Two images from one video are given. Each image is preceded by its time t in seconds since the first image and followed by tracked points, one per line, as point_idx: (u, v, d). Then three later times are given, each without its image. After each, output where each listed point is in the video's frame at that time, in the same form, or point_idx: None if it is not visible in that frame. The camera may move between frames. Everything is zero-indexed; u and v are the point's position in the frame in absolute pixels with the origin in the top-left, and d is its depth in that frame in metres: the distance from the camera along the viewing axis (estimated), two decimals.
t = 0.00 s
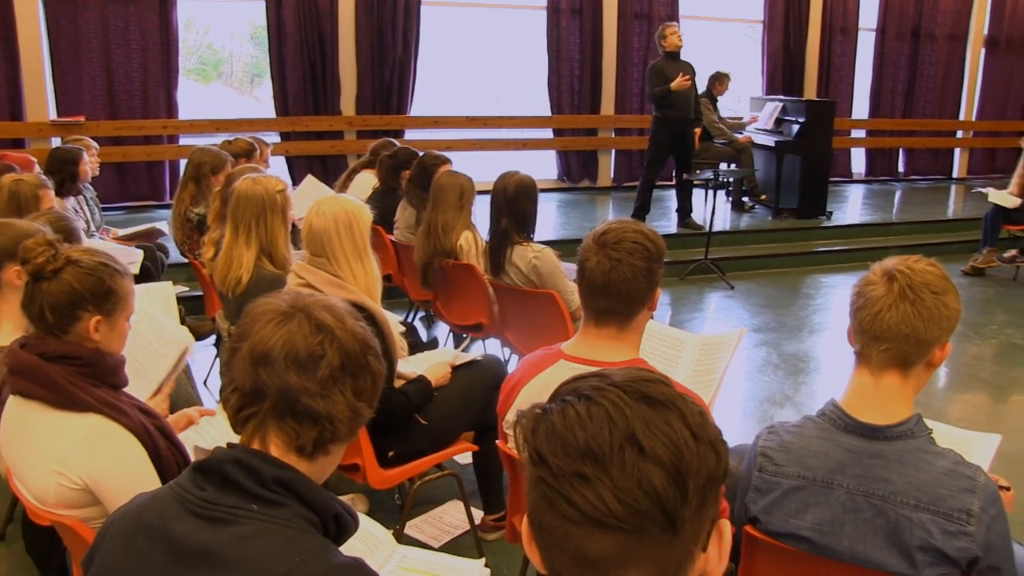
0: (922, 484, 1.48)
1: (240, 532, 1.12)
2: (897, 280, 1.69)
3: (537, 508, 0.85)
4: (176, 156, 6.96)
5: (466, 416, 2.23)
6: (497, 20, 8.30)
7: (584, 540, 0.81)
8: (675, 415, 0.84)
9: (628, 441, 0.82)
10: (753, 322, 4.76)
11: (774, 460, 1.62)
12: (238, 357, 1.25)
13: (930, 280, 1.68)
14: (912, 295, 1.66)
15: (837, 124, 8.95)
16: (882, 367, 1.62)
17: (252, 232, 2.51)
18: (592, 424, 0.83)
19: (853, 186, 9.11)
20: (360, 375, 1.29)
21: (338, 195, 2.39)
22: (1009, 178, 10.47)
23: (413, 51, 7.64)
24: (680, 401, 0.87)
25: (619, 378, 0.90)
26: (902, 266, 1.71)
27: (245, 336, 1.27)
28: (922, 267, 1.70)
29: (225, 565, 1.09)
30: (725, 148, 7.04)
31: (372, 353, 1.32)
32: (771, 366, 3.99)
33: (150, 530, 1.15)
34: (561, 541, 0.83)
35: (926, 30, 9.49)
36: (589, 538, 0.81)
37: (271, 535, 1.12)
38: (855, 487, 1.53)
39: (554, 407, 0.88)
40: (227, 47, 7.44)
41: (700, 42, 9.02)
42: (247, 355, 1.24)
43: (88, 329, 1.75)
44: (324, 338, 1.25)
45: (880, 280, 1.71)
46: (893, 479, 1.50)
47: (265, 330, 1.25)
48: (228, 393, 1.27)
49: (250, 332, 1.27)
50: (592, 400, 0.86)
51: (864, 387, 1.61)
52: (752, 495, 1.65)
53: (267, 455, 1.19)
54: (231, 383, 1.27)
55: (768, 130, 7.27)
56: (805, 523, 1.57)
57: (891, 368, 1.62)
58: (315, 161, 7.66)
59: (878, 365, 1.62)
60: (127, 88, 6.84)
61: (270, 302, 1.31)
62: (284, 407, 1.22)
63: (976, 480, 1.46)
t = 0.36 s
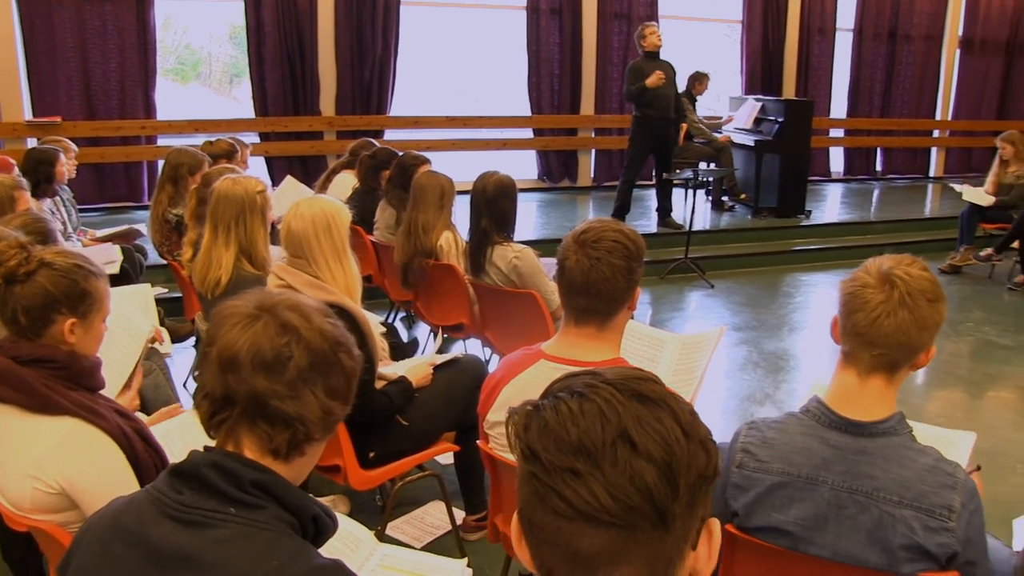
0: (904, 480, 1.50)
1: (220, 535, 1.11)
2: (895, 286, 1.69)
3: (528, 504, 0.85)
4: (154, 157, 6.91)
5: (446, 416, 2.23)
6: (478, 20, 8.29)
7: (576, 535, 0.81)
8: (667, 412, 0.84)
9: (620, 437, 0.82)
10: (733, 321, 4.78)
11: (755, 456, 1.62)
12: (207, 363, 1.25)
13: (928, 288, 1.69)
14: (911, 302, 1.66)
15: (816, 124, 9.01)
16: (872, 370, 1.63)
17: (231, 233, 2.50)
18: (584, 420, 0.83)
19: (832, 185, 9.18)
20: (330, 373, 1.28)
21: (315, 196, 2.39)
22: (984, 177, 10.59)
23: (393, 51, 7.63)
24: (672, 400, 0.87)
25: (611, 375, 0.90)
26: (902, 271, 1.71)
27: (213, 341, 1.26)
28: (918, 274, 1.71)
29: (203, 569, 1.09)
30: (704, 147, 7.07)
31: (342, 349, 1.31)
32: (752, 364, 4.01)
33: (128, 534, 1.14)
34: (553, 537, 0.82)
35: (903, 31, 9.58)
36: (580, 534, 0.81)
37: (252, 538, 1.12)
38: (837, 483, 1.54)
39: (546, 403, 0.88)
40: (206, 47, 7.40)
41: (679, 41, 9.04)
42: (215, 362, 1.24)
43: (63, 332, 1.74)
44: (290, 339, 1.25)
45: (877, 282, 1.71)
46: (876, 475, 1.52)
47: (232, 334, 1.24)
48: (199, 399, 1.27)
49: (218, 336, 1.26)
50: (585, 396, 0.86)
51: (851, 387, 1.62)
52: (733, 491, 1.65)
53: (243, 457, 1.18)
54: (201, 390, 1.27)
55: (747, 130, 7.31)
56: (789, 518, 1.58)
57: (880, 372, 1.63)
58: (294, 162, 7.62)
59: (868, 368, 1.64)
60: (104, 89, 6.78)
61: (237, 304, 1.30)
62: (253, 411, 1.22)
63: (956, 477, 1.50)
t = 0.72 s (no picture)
0: (877, 474, 1.52)
1: (198, 537, 1.10)
2: (862, 283, 1.71)
3: (527, 517, 0.82)
4: (129, 157, 6.84)
5: (425, 416, 2.23)
6: (455, 20, 8.29)
7: (581, 551, 0.79)
8: (668, 422, 0.83)
9: (627, 451, 0.80)
10: (711, 320, 4.80)
11: (733, 455, 1.63)
12: (179, 369, 1.25)
13: (894, 283, 1.71)
14: (879, 298, 1.68)
15: (792, 123, 9.07)
16: (842, 367, 1.65)
17: (208, 234, 2.48)
18: (592, 434, 0.80)
19: (808, 184, 9.25)
20: (303, 372, 1.27)
21: (293, 198, 2.38)
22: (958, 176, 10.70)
23: (370, 51, 7.61)
24: (668, 405, 0.86)
25: (605, 380, 0.87)
26: (869, 267, 1.72)
27: (183, 346, 1.27)
28: (884, 268, 1.73)
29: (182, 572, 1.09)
30: (682, 146, 7.05)
31: (313, 346, 1.30)
32: (730, 363, 4.03)
33: (107, 538, 1.13)
34: (556, 553, 0.80)
35: (877, 31, 9.67)
36: (586, 551, 0.78)
37: (231, 539, 1.11)
38: (814, 479, 1.55)
39: (546, 412, 0.84)
40: (182, 48, 7.35)
41: (656, 41, 9.07)
42: (185, 368, 1.24)
43: (36, 334, 1.74)
44: (259, 340, 1.24)
45: (845, 278, 1.72)
46: (850, 471, 1.53)
47: (201, 338, 1.25)
48: (173, 406, 1.27)
49: (188, 340, 1.26)
50: (587, 407, 0.83)
51: (823, 385, 1.64)
52: (713, 490, 1.65)
53: (222, 459, 1.18)
54: (174, 397, 1.27)
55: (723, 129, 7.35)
56: (767, 515, 1.59)
57: (851, 368, 1.65)
58: (271, 162, 7.56)
59: (838, 365, 1.66)
60: (78, 89, 6.72)
61: (206, 308, 1.30)
62: (225, 414, 1.22)
63: (929, 470, 1.51)
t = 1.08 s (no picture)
0: (855, 470, 1.53)
1: (176, 541, 1.10)
2: (843, 279, 1.71)
3: (499, 510, 0.81)
4: (104, 158, 6.78)
5: (404, 416, 2.23)
6: (433, 20, 8.28)
7: (555, 542, 0.78)
8: (634, 413, 0.83)
9: (597, 440, 0.80)
10: (690, 319, 4.82)
11: (711, 453, 1.64)
12: (148, 372, 1.24)
13: (873, 280, 1.71)
14: (859, 295, 1.69)
15: (770, 123, 9.14)
16: (822, 363, 1.66)
17: (185, 235, 2.47)
18: (561, 423, 0.80)
19: (785, 183, 9.31)
20: (275, 371, 1.27)
21: (271, 198, 2.37)
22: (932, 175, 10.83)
23: (347, 51, 7.60)
24: (634, 398, 0.87)
25: (572, 374, 0.87)
26: (849, 265, 1.73)
27: (151, 350, 1.25)
28: (864, 266, 1.74)
29: None
30: (659, 147, 7.03)
31: (284, 345, 1.29)
32: (708, 361, 4.06)
33: (82, 542, 1.12)
34: (529, 544, 0.78)
35: (853, 31, 9.76)
36: (561, 540, 0.78)
37: (210, 543, 1.11)
38: (792, 475, 1.56)
39: (514, 405, 0.84)
40: (157, 47, 7.29)
41: (634, 41, 9.09)
42: (154, 371, 1.23)
43: (10, 335, 1.72)
44: (227, 341, 1.23)
45: (826, 276, 1.73)
46: (828, 466, 1.54)
47: (169, 339, 1.24)
48: (145, 410, 1.26)
49: (157, 342, 1.25)
50: (556, 399, 0.83)
51: (802, 382, 1.65)
52: (693, 489, 1.67)
53: (198, 462, 1.17)
54: (145, 401, 1.26)
55: (700, 128, 7.39)
56: (747, 512, 1.61)
57: (831, 365, 1.66)
58: (249, 163, 7.51)
59: (818, 362, 1.66)
60: (51, 89, 6.64)
61: (176, 309, 1.29)
62: (196, 416, 1.22)
63: (905, 465, 1.53)
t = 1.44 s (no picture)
0: (832, 473, 1.54)
1: (154, 545, 1.09)
2: (818, 284, 1.71)
3: (479, 526, 0.81)
4: (79, 159, 6.72)
5: (384, 417, 2.23)
6: (412, 21, 8.27)
7: (536, 557, 0.78)
8: (611, 421, 0.82)
9: (575, 454, 0.79)
10: (670, 318, 4.83)
11: (688, 458, 1.65)
12: (125, 377, 1.23)
13: (846, 283, 1.72)
14: (833, 299, 1.70)
15: (747, 122, 9.20)
16: (797, 365, 1.66)
17: (162, 236, 2.46)
18: (538, 440, 0.79)
19: (763, 182, 9.37)
20: (253, 373, 1.26)
21: (249, 198, 2.37)
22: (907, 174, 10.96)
23: (325, 51, 7.58)
24: (610, 402, 0.85)
25: (547, 381, 0.85)
26: (823, 269, 1.73)
27: (127, 355, 1.24)
28: (836, 269, 1.74)
29: None
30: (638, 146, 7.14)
31: (262, 346, 1.28)
32: (687, 360, 4.07)
33: (55, 549, 1.10)
34: (511, 562, 0.79)
35: (829, 32, 9.84)
36: (542, 556, 0.78)
37: (188, 547, 1.10)
38: (769, 478, 1.57)
39: (490, 420, 0.82)
40: (133, 47, 7.24)
41: (613, 41, 9.11)
42: (131, 376, 1.22)
43: None
44: (204, 343, 1.23)
45: (799, 279, 1.73)
46: (805, 469, 1.55)
47: (145, 344, 1.23)
48: (121, 416, 1.25)
49: (133, 347, 1.24)
50: (531, 413, 0.81)
51: (776, 383, 1.66)
52: (670, 493, 1.68)
53: (176, 466, 1.17)
54: (122, 407, 1.25)
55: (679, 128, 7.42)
56: (724, 516, 1.62)
57: (806, 366, 1.67)
58: (226, 163, 7.45)
59: (793, 364, 1.67)
60: (24, 89, 6.57)
61: (149, 314, 1.27)
62: (175, 420, 1.21)
63: (881, 466, 1.54)
